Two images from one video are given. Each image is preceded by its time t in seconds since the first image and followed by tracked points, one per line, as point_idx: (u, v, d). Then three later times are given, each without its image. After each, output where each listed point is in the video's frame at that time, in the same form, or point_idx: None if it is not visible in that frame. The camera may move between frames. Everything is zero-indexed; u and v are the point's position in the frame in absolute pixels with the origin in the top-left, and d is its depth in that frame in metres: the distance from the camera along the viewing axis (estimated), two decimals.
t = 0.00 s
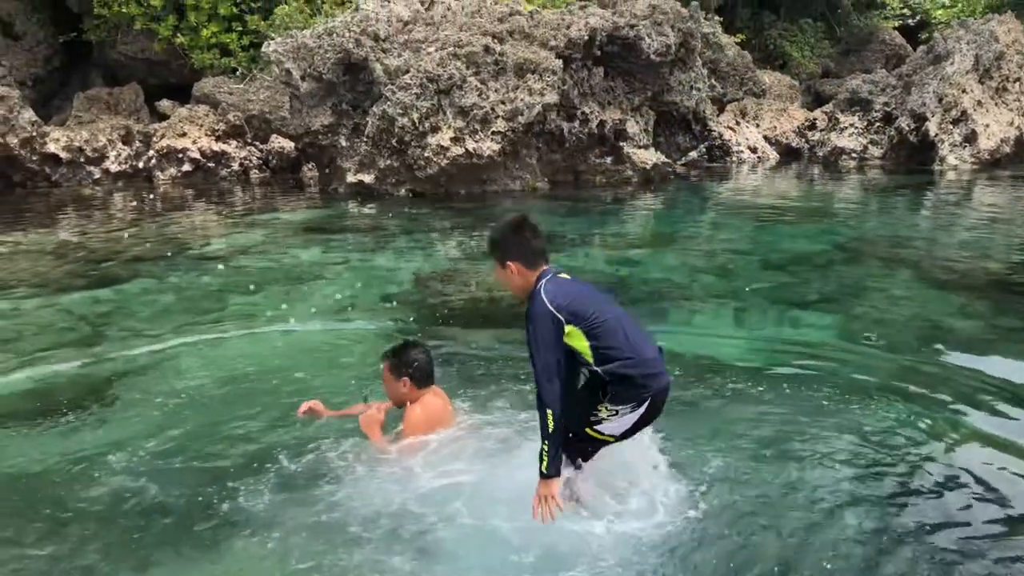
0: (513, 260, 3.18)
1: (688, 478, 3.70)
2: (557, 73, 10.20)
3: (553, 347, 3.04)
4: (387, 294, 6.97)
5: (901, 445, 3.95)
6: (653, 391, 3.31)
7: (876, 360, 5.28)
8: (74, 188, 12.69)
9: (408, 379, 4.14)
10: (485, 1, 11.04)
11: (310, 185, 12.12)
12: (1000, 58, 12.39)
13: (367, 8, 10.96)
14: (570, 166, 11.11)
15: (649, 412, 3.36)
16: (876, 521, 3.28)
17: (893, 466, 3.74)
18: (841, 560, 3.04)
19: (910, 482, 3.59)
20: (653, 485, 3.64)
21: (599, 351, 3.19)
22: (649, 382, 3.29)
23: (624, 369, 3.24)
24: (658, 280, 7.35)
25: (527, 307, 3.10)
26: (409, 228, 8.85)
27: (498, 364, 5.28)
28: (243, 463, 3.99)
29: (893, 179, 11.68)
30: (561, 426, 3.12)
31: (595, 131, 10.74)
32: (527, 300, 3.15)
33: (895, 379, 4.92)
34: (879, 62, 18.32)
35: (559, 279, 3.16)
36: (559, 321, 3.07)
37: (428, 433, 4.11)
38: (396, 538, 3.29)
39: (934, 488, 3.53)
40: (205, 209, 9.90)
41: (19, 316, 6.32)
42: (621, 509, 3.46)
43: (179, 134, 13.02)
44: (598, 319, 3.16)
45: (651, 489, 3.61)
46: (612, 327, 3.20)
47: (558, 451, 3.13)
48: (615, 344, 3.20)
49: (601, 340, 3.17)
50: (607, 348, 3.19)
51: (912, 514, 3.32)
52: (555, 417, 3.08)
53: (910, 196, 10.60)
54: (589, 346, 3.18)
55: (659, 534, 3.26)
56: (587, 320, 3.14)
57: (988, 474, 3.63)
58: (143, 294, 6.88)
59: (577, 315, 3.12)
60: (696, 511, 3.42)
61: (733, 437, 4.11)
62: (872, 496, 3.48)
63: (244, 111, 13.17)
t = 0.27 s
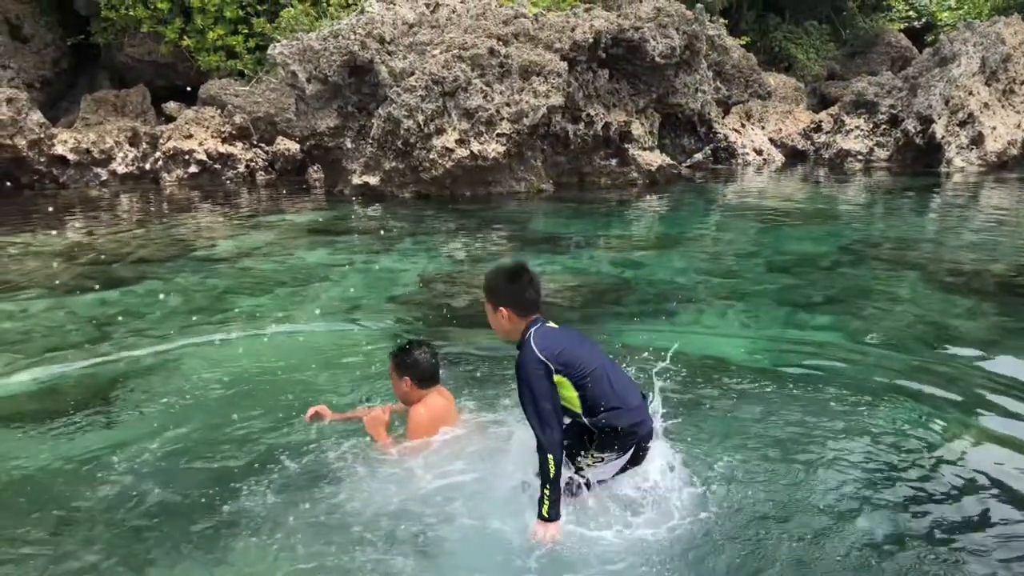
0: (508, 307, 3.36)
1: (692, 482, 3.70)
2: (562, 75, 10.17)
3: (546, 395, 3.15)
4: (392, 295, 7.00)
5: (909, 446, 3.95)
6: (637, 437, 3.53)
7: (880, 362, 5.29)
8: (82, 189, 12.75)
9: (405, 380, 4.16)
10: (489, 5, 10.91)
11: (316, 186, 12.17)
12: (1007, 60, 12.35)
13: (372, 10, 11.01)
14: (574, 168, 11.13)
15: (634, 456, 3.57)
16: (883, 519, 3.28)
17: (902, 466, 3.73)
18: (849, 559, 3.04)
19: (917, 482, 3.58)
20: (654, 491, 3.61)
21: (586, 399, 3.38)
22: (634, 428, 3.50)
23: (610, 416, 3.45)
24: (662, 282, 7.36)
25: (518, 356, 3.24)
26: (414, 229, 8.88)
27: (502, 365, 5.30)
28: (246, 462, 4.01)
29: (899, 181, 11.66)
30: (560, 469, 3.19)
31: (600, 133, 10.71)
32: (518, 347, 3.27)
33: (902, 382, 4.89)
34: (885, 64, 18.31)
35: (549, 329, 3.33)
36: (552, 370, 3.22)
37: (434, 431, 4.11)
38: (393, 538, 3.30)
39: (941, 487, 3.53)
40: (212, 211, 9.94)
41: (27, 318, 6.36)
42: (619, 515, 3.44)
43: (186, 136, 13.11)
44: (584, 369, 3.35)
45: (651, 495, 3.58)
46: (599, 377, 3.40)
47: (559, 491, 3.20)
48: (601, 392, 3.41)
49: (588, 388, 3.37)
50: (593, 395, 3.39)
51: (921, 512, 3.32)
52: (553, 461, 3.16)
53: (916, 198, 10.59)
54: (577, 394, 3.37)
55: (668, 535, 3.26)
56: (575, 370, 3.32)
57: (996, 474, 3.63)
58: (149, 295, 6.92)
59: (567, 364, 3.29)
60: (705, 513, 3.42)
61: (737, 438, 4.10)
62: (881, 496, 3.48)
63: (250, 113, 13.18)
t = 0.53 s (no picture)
0: (506, 355, 3.40)
1: (707, 487, 3.66)
2: (573, 77, 10.20)
3: (547, 449, 3.15)
4: (402, 297, 6.99)
5: (926, 450, 3.90)
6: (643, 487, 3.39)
7: (894, 366, 5.24)
8: (93, 191, 12.81)
9: (414, 379, 4.16)
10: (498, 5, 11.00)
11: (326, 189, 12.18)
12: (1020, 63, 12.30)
13: (383, 13, 11.03)
14: (585, 171, 11.12)
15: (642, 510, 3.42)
16: (902, 524, 3.24)
17: (920, 471, 3.69)
18: (867, 563, 3.00)
19: (935, 486, 3.54)
20: (673, 496, 3.55)
21: (586, 446, 3.27)
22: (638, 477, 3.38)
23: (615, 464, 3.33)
24: (673, 285, 7.33)
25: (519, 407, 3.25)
26: (424, 231, 8.88)
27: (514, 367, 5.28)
28: (255, 462, 4.00)
29: (911, 184, 11.60)
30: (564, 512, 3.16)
31: (611, 135, 10.73)
32: (518, 396, 3.29)
33: (916, 387, 4.84)
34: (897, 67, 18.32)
35: (548, 378, 3.31)
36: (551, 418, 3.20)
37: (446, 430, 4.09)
38: (396, 539, 3.28)
39: (960, 492, 3.49)
40: (222, 213, 9.96)
41: (39, 318, 6.39)
42: (641, 521, 3.37)
43: (197, 138, 13.11)
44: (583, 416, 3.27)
45: (671, 501, 3.52)
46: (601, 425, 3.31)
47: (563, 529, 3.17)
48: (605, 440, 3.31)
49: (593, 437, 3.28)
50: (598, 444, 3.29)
51: (941, 517, 3.28)
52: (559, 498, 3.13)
53: (928, 202, 10.53)
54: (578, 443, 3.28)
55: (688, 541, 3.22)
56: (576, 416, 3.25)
57: (1016, 479, 3.58)
58: (160, 296, 6.93)
59: (567, 413, 3.24)
60: (724, 518, 3.38)
61: (750, 442, 4.06)
62: (899, 500, 3.44)
63: (261, 115, 13.26)
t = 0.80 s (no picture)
0: (508, 381, 3.40)
1: (716, 486, 3.63)
2: (579, 76, 10.19)
3: (542, 472, 3.20)
4: (408, 296, 6.99)
5: (937, 452, 3.87)
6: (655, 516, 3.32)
7: (902, 367, 5.21)
8: (100, 189, 12.84)
9: (420, 374, 4.19)
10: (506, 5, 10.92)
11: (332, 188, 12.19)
12: None
13: (389, 11, 11.02)
14: (590, 170, 11.13)
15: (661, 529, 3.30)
16: (917, 525, 3.21)
17: (931, 473, 3.65)
18: (882, 564, 2.96)
19: (945, 489, 3.50)
20: (683, 503, 3.49)
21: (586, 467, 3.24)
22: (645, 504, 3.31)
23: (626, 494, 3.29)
24: (679, 284, 7.32)
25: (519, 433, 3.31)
26: (430, 230, 8.88)
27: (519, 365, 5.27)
28: (259, 458, 3.99)
29: (918, 185, 11.57)
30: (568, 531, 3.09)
31: (617, 135, 10.72)
32: (517, 422, 3.33)
33: (924, 388, 4.81)
34: (904, 67, 18.37)
35: (546, 405, 3.34)
36: (550, 444, 3.23)
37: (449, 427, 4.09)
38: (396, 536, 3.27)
39: (973, 494, 3.45)
40: (229, 211, 9.98)
41: (45, 314, 6.40)
42: (653, 522, 3.33)
43: (204, 136, 13.15)
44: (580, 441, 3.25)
45: (681, 507, 3.46)
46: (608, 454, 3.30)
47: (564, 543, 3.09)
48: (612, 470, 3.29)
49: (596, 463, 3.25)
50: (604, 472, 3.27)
51: (953, 519, 3.24)
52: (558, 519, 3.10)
53: (936, 202, 10.49)
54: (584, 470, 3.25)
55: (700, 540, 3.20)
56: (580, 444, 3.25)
57: None
58: (166, 294, 6.93)
59: (566, 439, 3.24)
60: (736, 517, 3.35)
61: (756, 442, 4.04)
62: (913, 501, 3.40)
63: (268, 114, 13.29)
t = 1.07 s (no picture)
0: (511, 411, 3.51)
1: (727, 483, 3.61)
2: (591, 74, 10.19)
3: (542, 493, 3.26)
4: (418, 292, 6.99)
5: (954, 453, 3.83)
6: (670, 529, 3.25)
7: (914, 367, 5.18)
8: (113, 184, 12.90)
9: (431, 369, 4.26)
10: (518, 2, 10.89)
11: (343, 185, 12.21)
12: None
13: (401, 8, 11.03)
14: (601, 168, 11.14)
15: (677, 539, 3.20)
16: (936, 526, 3.17)
17: (949, 474, 3.61)
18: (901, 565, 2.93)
19: (961, 489, 3.47)
20: (695, 503, 3.44)
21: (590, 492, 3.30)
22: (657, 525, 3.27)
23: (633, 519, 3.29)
24: (690, 283, 7.30)
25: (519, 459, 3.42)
26: (441, 227, 8.88)
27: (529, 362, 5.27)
28: (268, 452, 4.00)
29: (931, 185, 11.52)
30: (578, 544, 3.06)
31: (628, 133, 10.71)
32: (516, 449, 3.44)
33: (937, 388, 4.78)
34: (917, 66, 18.30)
35: (545, 435, 3.45)
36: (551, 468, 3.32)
37: (458, 420, 4.10)
38: (397, 531, 3.28)
39: (992, 496, 3.40)
40: (240, 206, 10.01)
41: (58, 307, 6.44)
42: (666, 528, 3.26)
43: (217, 132, 13.19)
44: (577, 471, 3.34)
45: (694, 508, 3.41)
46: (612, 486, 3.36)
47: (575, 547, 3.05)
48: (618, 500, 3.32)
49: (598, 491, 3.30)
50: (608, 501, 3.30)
51: (970, 521, 3.21)
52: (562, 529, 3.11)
53: (949, 203, 10.44)
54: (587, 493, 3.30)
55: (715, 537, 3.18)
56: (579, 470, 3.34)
57: None
58: (178, 288, 6.95)
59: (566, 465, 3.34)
60: (751, 514, 3.33)
61: (767, 441, 4.01)
62: (931, 502, 3.36)
63: (279, 110, 13.33)
